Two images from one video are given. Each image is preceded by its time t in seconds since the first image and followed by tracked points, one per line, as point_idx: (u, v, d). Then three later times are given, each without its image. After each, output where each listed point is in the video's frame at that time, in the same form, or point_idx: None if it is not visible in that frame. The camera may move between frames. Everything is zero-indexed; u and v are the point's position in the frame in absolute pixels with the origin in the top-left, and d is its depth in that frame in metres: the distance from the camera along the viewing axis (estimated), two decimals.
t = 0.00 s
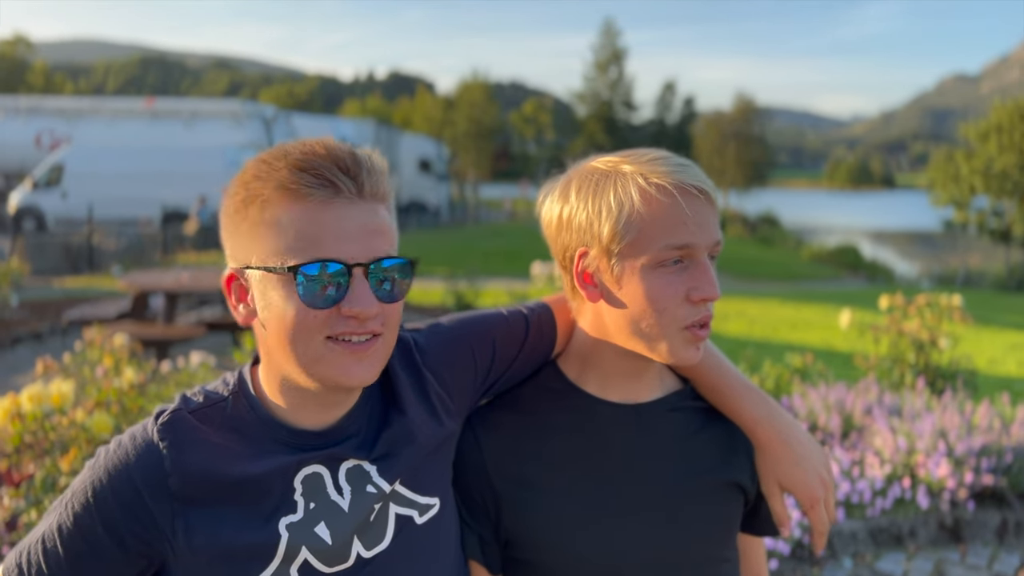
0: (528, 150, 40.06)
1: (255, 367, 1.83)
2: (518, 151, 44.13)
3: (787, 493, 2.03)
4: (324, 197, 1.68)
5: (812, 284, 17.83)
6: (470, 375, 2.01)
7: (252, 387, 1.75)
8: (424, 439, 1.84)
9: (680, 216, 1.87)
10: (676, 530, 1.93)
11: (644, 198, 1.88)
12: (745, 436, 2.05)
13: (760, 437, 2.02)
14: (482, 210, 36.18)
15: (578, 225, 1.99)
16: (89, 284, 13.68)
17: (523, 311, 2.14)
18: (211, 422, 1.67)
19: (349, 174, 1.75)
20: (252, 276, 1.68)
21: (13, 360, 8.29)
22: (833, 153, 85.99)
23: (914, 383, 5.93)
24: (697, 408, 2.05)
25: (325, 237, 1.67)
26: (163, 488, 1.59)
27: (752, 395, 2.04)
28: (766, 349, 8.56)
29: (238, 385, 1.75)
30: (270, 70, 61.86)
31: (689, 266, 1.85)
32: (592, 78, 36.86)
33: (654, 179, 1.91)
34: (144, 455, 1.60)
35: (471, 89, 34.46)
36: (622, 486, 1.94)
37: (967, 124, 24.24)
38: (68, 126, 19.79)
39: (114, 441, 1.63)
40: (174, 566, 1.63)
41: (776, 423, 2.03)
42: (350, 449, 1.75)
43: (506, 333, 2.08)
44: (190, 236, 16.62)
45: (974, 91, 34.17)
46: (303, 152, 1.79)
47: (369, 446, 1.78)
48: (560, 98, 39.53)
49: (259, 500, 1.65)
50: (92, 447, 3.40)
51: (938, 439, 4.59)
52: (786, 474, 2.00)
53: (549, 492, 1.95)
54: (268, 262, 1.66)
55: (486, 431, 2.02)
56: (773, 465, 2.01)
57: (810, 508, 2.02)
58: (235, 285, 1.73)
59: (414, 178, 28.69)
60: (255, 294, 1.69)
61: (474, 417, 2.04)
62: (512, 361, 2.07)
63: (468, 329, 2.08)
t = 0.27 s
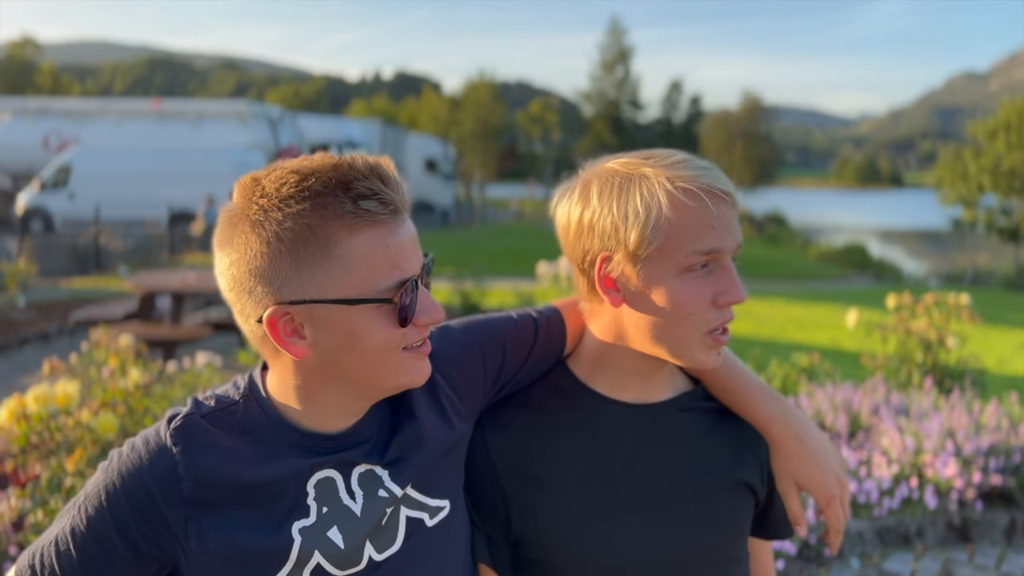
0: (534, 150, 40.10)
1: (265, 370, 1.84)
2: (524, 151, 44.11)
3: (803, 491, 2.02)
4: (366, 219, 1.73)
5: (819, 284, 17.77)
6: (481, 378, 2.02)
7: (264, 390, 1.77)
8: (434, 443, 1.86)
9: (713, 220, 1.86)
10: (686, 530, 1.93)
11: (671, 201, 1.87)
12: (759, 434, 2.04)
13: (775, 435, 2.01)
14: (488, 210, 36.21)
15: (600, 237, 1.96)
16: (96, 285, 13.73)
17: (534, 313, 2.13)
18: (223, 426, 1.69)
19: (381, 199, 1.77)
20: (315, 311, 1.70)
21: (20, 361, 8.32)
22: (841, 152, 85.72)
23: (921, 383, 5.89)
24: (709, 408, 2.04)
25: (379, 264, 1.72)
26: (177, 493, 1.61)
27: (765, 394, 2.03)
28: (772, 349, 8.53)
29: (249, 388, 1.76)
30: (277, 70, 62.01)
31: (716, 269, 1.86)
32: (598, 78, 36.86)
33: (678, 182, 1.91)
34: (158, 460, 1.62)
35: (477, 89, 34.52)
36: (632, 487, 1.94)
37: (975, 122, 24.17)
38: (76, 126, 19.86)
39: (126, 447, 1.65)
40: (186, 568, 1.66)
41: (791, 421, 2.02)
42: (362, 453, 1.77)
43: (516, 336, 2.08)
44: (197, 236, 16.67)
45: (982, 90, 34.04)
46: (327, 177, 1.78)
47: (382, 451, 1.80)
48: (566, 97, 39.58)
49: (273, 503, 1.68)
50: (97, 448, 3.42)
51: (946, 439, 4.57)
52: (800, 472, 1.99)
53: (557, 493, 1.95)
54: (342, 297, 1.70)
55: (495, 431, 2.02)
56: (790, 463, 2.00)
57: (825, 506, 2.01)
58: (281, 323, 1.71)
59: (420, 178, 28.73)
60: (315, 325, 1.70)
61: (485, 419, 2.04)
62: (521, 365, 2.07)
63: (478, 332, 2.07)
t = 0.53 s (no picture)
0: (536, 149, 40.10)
1: (272, 372, 1.85)
2: (527, 150, 44.15)
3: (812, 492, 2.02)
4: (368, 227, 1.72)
5: (822, 282, 17.77)
6: (488, 381, 2.02)
7: (272, 392, 1.77)
8: (439, 447, 1.87)
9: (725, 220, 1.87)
10: (690, 533, 1.92)
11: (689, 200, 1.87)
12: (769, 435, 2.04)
13: (783, 437, 2.01)
14: (491, 210, 36.22)
15: (608, 237, 1.94)
16: (99, 285, 13.76)
17: (542, 314, 2.13)
18: (230, 427, 1.70)
19: (392, 208, 1.76)
20: (320, 315, 1.70)
21: (25, 361, 8.35)
22: (845, 151, 85.58)
23: (925, 382, 5.89)
24: (716, 410, 2.03)
25: (387, 272, 1.72)
26: (183, 494, 1.62)
27: (773, 395, 2.03)
28: (775, 348, 8.53)
29: (256, 389, 1.77)
30: (281, 71, 62.19)
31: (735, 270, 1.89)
32: (601, 77, 36.87)
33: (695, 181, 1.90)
34: (165, 460, 1.63)
35: (479, 88, 34.54)
36: (637, 488, 1.94)
37: (978, 120, 24.12)
38: (80, 128, 19.92)
39: (134, 447, 1.66)
40: (191, 568, 1.66)
41: (800, 423, 2.02)
42: (368, 458, 1.78)
43: (524, 339, 2.07)
44: (200, 237, 16.70)
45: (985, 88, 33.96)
46: (339, 182, 1.79)
47: (388, 455, 1.81)
48: (569, 97, 39.57)
49: (279, 506, 1.69)
50: (100, 448, 3.43)
51: (949, 438, 4.55)
52: (809, 475, 2.00)
53: (563, 494, 1.96)
54: (348, 303, 1.70)
55: (501, 433, 2.03)
56: (798, 465, 2.01)
57: (834, 508, 2.01)
58: (286, 325, 1.70)
59: (423, 178, 28.74)
60: (320, 330, 1.71)
61: (492, 421, 2.05)
62: (529, 367, 2.07)
63: (485, 333, 2.07)
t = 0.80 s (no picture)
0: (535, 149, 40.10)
1: (269, 371, 1.85)
2: (526, 149, 44.14)
3: (808, 498, 2.02)
4: (359, 221, 1.72)
5: (822, 281, 17.78)
6: (485, 382, 2.02)
7: (268, 392, 1.77)
8: (435, 447, 1.86)
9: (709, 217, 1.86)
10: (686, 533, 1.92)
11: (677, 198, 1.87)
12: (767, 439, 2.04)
13: (780, 441, 2.01)
14: (490, 210, 36.22)
15: (598, 234, 1.96)
16: (98, 286, 13.76)
17: (541, 315, 2.13)
18: (225, 426, 1.70)
19: (392, 210, 1.76)
20: (316, 314, 1.70)
21: (23, 362, 8.35)
22: (844, 150, 85.55)
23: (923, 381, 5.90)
24: (713, 411, 2.04)
25: (383, 275, 1.72)
26: (177, 491, 1.62)
27: (770, 398, 2.03)
28: (775, 347, 8.52)
29: (251, 390, 1.77)
30: (281, 71, 62.29)
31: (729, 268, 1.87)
32: (600, 76, 36.86)
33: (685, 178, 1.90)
34: (159, 458, 1.63)
35: (478, 88, 34.53)
36: (633, 487, 1.93)
37: (977, 119, 24.12)
38: (78, 128, 19.96)
39: (129, 444, 1.67)
40: (185, 567, 1.66)
41: (799, 429, 2.03)
42: (365, 458, 1.79)
43: (521, 339, 2.07)
44: (198, 237, 16.69)
45: (984, 87, 33.97)
46: (342, 182, 1.78)
47: (385, 456, 1.81)
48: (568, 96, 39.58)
49: (272, 505, 1.68)
50: (98, 449, 3.42)
51: (948, 436, 4.54)
52: (805, 481, 2.01)
53: (559, 494, 1.95)
54: (344, 302, 1.70)
55: (499, 432, 2.03)
56: (794, 470, 2.02)
57: (829, 515, 2.01)
58: (282, 321, 1.71)
59: (422, 178, 28.73)
60: (316, 328, 1.71)
61: (489, 422, 2.05)
62: (527, 367, 2.07)
63: (482, 332, 2.07)
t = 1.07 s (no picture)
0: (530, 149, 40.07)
1: (253, 371, 1.87)
2: (521, 149, 44.13)
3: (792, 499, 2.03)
4: (340, 216, 1.73)
5: (816, 280, 17.83)
6: (470, 380, 2.03)
7: (252, 391, 1.79)
8: (420, 446, 1.87)
9: (654, 213, 1.88)
10: (673, 532, 1.92)
11: (595, 195, 1.94)
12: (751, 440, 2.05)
13: (766, 440, 2.01)
14: (485, 209, 36.20)
15: (553, 234, 2.07)
16: (91, 287, 13.72)
17: (526, 315, 2.14)
18: (210, 427, 1.71)
19: (375, 208, 1.77)
20: (297, 311, 1.71)
21: (16, 364, 8.31)
22: (838, 150, 85.66)
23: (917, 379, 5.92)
24: (698, 409, 2.04)
25: (365, 272, 1.72)
26: (162, 493, 1.64)
27: (756, 396, 2.04)
28: (769, 346, 8.53)
29: (236, 389, 1.78)
30: (275, 72, 62.20)
31: (644, 261, 1.87)
32: (594, 76, 36.86)
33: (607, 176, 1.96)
34: (143, 459, 1.65)
35: (473, 88, 34.50)
36: (618, 486, 1.93)
37: (971, 118, 24.18)
38: (71, 129, 19.73)
39: (114, 445, 1.69)
40: (171, 566, 1.68)
41: (783, 427, 2.03)
42: (349, 457, 1.80)
43: (507, 339, 2.08)
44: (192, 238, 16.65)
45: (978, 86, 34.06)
46: (324, 180, 1.80)
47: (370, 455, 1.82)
48: (562, 96, 39.56)
49: (257, 505, 1.70)
50: (90, 449, 3.41)
51: (941, 435, 4.59)
52: (790, 481, 2.00)
53: (543, 494, 1.94)
54: (325, 300, 1.70)
55: (483, 432, 2.02)
56: (777, 469, 2.01)
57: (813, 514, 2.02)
58: (265, 319, 1.73)
59: (416, 178, 28.70)
60: (297, 327, 1.72)
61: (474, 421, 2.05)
62: (513, 366, 2.07)
63: (467, 333, 2.08)
